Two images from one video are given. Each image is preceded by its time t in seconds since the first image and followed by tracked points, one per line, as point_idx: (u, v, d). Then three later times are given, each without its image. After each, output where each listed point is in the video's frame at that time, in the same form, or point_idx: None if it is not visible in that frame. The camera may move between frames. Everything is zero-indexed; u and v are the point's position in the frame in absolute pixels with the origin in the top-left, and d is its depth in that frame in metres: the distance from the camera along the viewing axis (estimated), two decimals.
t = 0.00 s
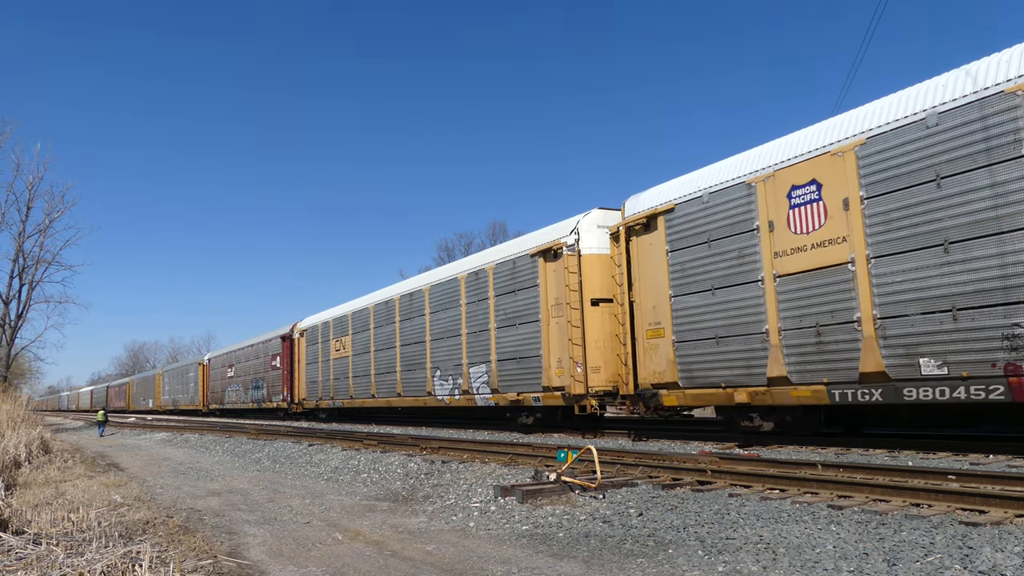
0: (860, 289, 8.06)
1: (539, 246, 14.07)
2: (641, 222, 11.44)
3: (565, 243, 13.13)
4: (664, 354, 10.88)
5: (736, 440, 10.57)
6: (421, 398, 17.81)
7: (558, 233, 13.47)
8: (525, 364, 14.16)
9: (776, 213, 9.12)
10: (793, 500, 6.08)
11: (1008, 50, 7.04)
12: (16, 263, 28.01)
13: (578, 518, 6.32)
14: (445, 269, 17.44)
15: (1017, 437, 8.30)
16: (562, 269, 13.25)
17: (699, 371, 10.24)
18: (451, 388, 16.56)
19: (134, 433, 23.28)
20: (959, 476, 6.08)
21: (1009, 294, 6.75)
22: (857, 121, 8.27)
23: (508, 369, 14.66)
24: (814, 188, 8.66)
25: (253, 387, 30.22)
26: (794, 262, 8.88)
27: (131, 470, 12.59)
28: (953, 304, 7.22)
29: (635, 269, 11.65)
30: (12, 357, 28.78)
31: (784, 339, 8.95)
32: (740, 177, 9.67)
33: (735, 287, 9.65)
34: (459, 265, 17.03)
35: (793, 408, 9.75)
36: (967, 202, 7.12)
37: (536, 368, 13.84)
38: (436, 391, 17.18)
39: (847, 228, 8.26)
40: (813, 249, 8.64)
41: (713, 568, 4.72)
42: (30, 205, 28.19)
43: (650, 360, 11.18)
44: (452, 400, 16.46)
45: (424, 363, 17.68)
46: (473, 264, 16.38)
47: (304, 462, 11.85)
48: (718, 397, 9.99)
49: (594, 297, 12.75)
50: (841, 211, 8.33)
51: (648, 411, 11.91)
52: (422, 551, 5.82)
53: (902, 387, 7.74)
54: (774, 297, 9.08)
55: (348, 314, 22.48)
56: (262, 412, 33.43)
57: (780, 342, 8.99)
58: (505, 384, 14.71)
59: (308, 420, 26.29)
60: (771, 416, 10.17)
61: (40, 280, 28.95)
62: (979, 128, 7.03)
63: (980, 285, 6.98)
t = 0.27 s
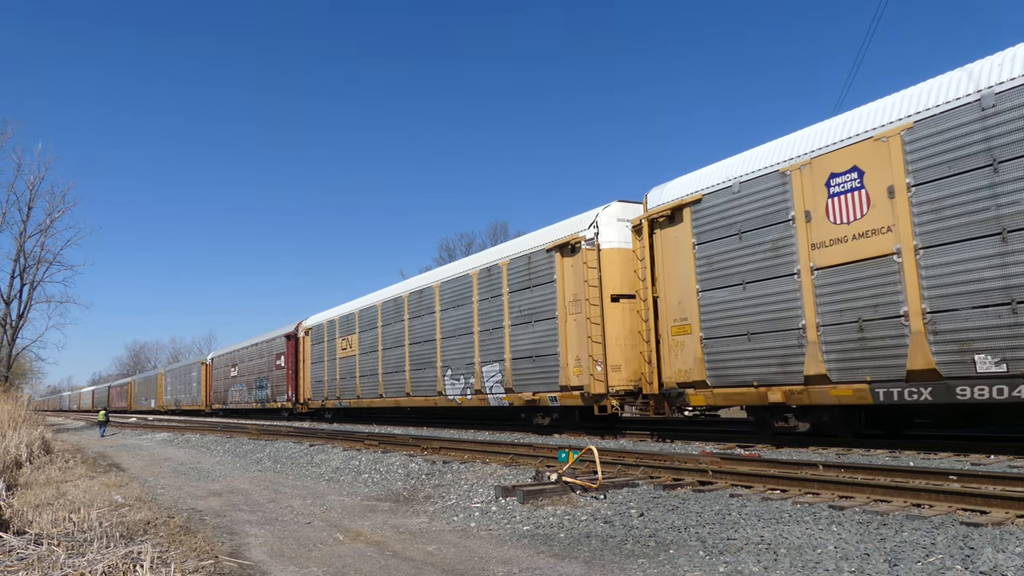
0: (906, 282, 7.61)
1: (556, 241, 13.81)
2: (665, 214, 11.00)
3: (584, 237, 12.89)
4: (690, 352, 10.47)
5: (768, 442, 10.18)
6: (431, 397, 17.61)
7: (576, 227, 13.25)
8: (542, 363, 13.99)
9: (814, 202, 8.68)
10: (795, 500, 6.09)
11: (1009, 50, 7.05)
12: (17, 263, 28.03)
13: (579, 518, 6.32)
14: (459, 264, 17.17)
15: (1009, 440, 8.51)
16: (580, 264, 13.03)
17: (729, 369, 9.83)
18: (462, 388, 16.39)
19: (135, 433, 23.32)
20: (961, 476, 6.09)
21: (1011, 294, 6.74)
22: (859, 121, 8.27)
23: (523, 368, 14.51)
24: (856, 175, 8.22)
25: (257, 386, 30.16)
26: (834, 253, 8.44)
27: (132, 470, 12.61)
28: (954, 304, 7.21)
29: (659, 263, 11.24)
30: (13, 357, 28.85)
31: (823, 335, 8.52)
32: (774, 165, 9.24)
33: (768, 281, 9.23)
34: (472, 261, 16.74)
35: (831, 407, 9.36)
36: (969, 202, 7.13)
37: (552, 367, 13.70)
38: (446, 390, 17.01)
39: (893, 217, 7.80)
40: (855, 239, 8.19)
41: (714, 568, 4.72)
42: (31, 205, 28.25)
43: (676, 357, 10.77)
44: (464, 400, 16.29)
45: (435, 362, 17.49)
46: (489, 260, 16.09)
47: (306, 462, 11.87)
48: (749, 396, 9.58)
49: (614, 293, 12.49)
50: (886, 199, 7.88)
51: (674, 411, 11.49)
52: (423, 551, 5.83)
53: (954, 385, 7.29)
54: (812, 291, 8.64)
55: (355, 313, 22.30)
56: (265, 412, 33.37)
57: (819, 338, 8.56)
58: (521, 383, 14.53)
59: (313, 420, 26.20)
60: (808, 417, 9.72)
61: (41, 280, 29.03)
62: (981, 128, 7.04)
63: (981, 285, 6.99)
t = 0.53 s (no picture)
0: (958, 274, 7.15)
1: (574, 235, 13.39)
2: (691, 205, 10.52)
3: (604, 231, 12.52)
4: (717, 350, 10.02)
5: (803, 442, 9.71)
6: (441, 396, 17.15)
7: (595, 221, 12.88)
8: (559, 361, 13.54)
9: (855, 191, 8.23)
10: (796, 500, 6.08)
11: (1012, 50, 7.04)
12: (19, 263, 28.04)
13: (580, 518, 6.32)
14: (471, 261, 16.74)
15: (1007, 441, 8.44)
16: (600, 259, 12.63)
17: (761, 367, 9.35)
18: (474, 387, 15.96)
19: (136, 433, 23.33)
20: (962, 476, 6.08)
21: (1012, 293, 6.72)
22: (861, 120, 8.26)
23: (538, 366, 14.08)
24: (901, 162, 7.77)
25: (260, 387, 30.11)
26: (876, 244, 7.98)
27: (133, 470, 12.61)
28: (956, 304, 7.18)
29: (684, 256, 10.76)
30: (14, 357, 28.87)
31: (865, 331, 8.05)
32: (812, 151, 8.76)
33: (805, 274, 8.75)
34: (485, 258, 16.30)
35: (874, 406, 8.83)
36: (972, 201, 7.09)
37: (570, 366, 13.24)
38: (457, 390, 16.59)
39: (943, 206, 7.33)
40: (901, 230, 7.73)
41: (715, 568, 4.72)
42: (32, 205, 28.28)
43: (703, 355, 10.27)
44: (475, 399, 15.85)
45: (446, 360, 17.06)
46: (502, 256, 15.64)
47: (306, 462, 11.87)
48: (783, 396, 9.11)
49: (636, 289, 12.20)
50: (935, 187, 7.43)
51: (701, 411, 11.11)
52: (423, 551, 5.83)
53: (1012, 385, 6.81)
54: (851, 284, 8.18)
55: (362, 311, 21.92)
56: (269, 412, 33.24)
57: (861, 335, 8.08)
58: (538, 382, 14.06)
59: (317, 420, 26.06)
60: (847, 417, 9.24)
61: (42, 280, 29.07)
62: (983, 128, 7.02)
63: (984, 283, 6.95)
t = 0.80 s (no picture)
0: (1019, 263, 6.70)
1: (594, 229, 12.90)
2: (722, 195, 10.09)
3: (626, 224, 12.04)
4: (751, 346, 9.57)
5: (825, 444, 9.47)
6: (453, 396, 16.71)
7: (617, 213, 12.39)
8: (578, 359, 13.10)
9: (903, 178, 7.77)
10: (797, 500, 6.09)
11: (1012, 50, 7.06)
12: (21, 263, 28.08)
13: (582, 518, 6.33)
14: (483, 257, 16.25)
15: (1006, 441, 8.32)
16: (622, 253, 12.16)
17: (799, 365, 8.90)
18: (487, 387, 15.50)
19: (138, 433, 23.38)
20: (963, 476, 6.09)
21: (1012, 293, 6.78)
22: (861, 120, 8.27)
23: (555, 364, 13.63)
24: (954, 146, 7.32)
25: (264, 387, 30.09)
26: (927, 233, 7.52)
27: (134, 470, 12.64)
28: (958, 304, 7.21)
29: (713, 249, 10.33)
30: (16, 357, 28.93)
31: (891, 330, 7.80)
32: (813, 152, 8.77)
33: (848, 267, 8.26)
34: (499, 253, 15.80)
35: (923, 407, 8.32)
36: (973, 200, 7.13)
37: (590, 365, 12.79)
38: (469, 389, 16.15)
39: (1002, 192, 6.88)
40: (954, 218, 7.27)
41: (717, 568, 4.72)
42: (34, 205, 28.34)
43: (734, 352, 9.85)
44: (488, 398, 15.41)
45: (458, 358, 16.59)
46: (517, 251, 15.15)
47: (308, 462, 11.89)
48: (823, 395, 8.66)
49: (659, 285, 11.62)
50: (992, 172, 6.98)
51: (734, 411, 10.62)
52: (425, 551, 5.84)
53: None
54: (899, 277, 7.72)
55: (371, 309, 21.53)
56: (273, 412, 33.08)
57: (909, 330, 7.62)
58: (556, 381, 13.56)
59: (320, 420, 26.10)
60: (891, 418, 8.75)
61: (44, 280, 29.15)
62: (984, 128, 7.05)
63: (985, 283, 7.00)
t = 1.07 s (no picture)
0: None
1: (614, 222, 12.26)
2: (751, 184, 9.49)
3: (649, 216, 11.43)
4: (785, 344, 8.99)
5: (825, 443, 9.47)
6: (463, 396, 16.20)
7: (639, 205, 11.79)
8: (598, 358, 12.50)
9: (954, 163, 7.22)
10: (798, 500, 6.09)
11: (1015, 50, 6.99)
12: (21, 263, 28.07)
13: (582, 518, 6.33)
14: (495, 252, 15.62)
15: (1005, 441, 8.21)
16: (644, 247, 11.56)
17: (838, 364, 8.33)
18: (501, 386, 14.95)
19: (139, 433, 23.40)
20: (964, 476, 6.09)
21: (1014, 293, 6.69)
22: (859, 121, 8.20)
23: (573, 363, 13.02)
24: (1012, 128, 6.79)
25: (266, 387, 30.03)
26: (981, 223, 6.99)
27: (135, 470, 12.64)
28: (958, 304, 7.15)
29: (742, 242, 9.73)
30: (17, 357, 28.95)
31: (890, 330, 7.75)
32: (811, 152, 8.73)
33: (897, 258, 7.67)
34: (513, 247, 15.15)
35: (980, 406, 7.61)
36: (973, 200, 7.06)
37: (611, 363, 12.18)
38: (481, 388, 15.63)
39: None
40: (1012, 205, 6.74)
41: (717, 568, 4.72)
42: (35, 205, 28.37)
43: (767, 350, 9.24)
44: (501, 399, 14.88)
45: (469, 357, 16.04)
46: (531, 246, 14.51)
47: (308, 462, 11.89)
48: (864, 396, 8.09)
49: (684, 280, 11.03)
50: None
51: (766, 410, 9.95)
52: (425, 551, 5.84)
53: None
54: (950, 268, 7.17)
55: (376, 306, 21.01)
56: (276, 412, 32.92)
57: (963, 326, 7.07)
58: (573, 380, 12.97)
59: (321, 420, 26.12)
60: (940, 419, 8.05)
61: (45, 280, 29.18)
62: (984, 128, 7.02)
63: (985, 283, 6.93)
